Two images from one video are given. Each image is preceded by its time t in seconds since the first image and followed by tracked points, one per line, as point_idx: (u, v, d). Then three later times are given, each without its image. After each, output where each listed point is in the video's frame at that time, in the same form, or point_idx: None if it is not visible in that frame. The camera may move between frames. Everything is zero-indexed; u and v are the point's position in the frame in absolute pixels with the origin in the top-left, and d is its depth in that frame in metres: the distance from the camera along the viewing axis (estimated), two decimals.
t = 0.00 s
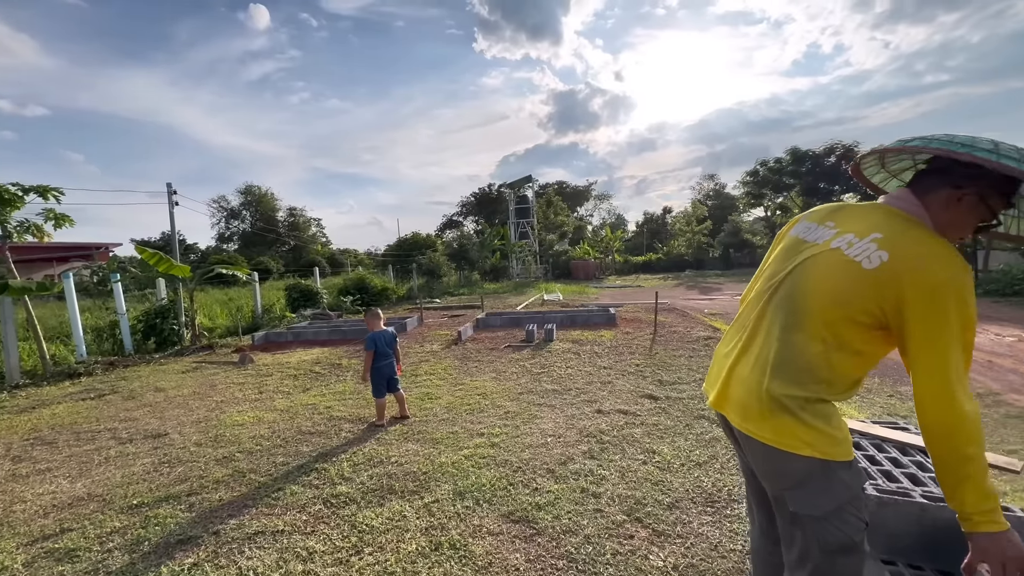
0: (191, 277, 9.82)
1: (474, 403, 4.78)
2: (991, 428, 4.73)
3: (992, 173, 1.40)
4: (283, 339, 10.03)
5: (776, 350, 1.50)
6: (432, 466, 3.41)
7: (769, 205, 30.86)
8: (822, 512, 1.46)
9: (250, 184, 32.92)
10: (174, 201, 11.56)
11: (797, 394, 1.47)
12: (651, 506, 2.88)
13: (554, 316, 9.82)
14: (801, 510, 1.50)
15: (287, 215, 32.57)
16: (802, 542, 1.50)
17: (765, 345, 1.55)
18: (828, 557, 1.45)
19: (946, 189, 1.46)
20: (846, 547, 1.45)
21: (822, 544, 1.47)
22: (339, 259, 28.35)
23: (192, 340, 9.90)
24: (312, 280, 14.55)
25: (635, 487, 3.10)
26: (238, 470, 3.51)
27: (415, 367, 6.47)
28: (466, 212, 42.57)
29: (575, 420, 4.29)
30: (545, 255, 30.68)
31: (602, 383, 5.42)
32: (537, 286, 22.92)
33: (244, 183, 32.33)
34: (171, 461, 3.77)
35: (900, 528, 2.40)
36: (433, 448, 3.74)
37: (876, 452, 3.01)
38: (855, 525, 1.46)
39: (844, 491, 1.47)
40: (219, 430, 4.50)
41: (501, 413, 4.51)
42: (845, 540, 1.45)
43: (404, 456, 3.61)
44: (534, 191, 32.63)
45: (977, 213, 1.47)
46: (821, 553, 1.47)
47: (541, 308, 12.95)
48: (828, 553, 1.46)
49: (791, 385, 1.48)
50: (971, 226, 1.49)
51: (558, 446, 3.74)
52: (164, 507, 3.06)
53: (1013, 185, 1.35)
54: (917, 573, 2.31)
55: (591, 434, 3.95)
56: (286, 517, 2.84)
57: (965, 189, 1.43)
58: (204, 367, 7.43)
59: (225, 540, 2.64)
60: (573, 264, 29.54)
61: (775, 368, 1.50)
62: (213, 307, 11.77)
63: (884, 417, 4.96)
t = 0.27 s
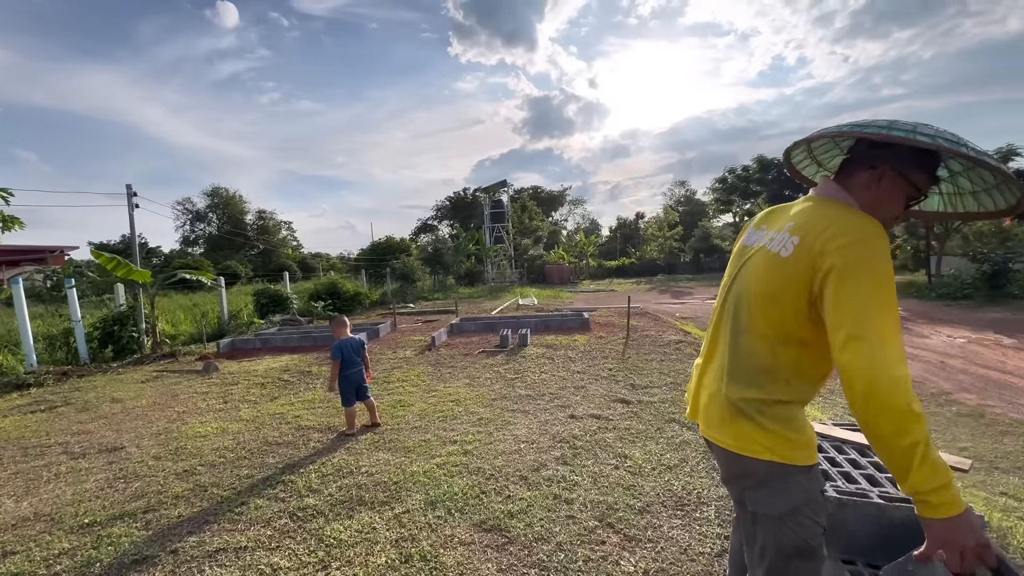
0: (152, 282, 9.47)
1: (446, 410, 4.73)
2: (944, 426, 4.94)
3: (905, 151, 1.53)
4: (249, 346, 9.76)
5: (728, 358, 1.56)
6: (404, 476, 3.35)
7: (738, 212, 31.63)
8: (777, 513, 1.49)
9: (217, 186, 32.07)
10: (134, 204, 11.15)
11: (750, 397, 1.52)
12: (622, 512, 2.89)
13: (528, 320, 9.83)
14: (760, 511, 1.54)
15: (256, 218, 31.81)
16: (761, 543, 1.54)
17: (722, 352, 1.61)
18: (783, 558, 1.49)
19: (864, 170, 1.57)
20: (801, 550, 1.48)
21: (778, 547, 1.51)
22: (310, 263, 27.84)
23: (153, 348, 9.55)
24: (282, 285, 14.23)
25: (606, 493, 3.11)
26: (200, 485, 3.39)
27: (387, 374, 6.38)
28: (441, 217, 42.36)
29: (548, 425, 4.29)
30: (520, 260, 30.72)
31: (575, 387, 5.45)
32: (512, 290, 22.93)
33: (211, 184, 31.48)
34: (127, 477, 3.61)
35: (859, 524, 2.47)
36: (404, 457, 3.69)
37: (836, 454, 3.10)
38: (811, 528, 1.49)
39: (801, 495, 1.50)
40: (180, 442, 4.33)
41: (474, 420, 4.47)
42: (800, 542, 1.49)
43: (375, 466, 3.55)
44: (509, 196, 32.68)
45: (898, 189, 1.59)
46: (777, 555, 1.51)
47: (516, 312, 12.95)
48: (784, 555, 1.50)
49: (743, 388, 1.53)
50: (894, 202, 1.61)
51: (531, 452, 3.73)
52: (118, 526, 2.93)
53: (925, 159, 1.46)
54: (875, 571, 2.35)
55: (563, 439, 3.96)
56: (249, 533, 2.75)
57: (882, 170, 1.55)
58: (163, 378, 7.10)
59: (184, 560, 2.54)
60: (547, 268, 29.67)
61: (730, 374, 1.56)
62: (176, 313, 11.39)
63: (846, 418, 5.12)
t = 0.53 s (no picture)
0: (113, 286, 9.14)
1: (421, 417, 4.68)
2: (903, 424, 5.12)
3: (858, 148, 1.61)
4: (217, 353, 9.51)
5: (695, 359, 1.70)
6: (376, 484, 3.30)
7: (710, 217, 32.28)
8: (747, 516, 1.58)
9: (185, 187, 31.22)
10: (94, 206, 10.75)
11: (711, 393, 1.63)
12: (596, 516, 2.89)
13: (504, 325, 9.82)
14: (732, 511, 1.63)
15: (225, 220, 31.04)
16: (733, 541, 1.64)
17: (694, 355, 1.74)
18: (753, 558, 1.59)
19: (821, 166, 1.65)
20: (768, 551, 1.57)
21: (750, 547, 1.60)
22: (282, 266, 27.31)
23: (113, 355, 9.22)
24: (252, 290, 13.91)
25: (580, 497, 3.11)
26: (161, 499, 3.28)
27: (361, 380, 6.29)
28: (417, 220, 42.09)
29: (523, 430, 4.28)
30: (496, 264, 30.71)
31: (550, 392, 5.46)
32: (489, 294, 22.90)
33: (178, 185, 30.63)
34: (84, 492, 3.46)
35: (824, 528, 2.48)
36: (377, 465, 3.63)
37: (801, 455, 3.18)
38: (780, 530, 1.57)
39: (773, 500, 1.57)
40: (142, 454, 4.18)
41: (449, 426, 4.44)
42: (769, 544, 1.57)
43: (346, 475, 3.48)
44: (486, 200, 32.67)
45: (851, 185, 1.67)
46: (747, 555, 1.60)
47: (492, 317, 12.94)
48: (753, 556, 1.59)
49: (706, 385, 1.65)
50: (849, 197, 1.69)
51: (506, 458, 3.72)
52: (72, 544, 2.81)
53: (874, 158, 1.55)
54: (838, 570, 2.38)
55: (538, 444, 3.96)
56: (214, 547, 2.67)
57: (837, 167, 1.63)
58: (124, 386, 6.86)
59: None
60: (524, 272, 29.73)
61: (701, 373, 1.67)
62: (139, 319, 11.08)
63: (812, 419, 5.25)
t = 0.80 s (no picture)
0: (75, 291, 8.82)
1: (397, 423, 4.62)
2: (868, 423, 5.26)
3: (813, 159, 1.65)
4: (186, 359, 9.25)
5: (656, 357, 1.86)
6: (350, 492, 3.25)
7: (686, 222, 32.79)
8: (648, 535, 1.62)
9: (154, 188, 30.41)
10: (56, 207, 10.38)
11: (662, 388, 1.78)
12: (572, 519, 2.89)
13: (483, 329, 9.79)
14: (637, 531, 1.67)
15: (197, 223, 30.31)
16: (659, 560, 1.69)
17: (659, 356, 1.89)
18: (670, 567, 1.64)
19: (781, 178, 1.69)
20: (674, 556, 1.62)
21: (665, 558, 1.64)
22: (256, 270, 26.78)
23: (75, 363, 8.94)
24: (224, 294, 13.59)
25: (558, 501, 3.11)
26: (125, 511, 3.17)
27: (336, 386, 6.19)
28: (395, 223, 41.76)
29: (500, 434, 4.26)
30: (475, 267, 30.64)
31: (527, 396, 5.46)
32: (468, 298, 22.82)
33: (147, 186, 29.81)
34: (41, 507, 3.31)
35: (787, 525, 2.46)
36: (351, 473, 3.57)
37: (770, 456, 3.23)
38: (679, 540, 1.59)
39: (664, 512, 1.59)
40: (104, 466, 4.03)
41: (425, 431, 4.40)
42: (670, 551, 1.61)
43: (320, 483, 3.42)
44: (464, 203, 32.62)
45: (811, 195, 1.71)
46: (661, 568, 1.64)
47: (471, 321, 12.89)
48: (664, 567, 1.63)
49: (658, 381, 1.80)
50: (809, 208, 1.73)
51: (483, 463, 3.69)
52: (27, 562, 2.69)
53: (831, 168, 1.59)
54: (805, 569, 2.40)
55: (515, 448, 3.95)
56: (180, 561, 2.59)
57: (796, 176, 1.67)
58: (86, 395, 6.62)
59: None
60: (503, 276, 29.73)
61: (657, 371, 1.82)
62: (103, 325, 10.96)
63: (783, 420, 5.36)
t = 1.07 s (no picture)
0: (41, 295, 8.55)
1: (376, 427, 4.58)
2: (840, 422, 5.38)
3: (780, 175, 1.70)
4: (158, 365, 9.03)
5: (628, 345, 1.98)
6: (328, 498, 3.20)
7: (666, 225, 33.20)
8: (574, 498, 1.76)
9: (126, 189, 29.69)
10: (21, 209, 10.06)
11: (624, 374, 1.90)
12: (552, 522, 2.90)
13: (464, 332, 9.77)
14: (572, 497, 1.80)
15: (171, 225, 29.66)
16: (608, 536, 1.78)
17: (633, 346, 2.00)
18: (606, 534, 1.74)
19: (748, 194, 1.75)
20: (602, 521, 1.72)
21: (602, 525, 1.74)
22: (233, 273, 26.30)
23: (40, 370, 8.67)
24: (200, 298, 13.32)
25: (538, 504, 3.11)
26: (92, 522, 3.08)
27: (315, 391, 6.11)
28: (376, 226, 41.45)
29: (481, 438, 4.25)
30: (457, 270, 30.56)
31: (507, 399, 5.46)
32: (449, 301, 22.74)
33: (119, 187, 29.09)
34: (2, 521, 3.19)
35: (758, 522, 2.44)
36: (329, 479, 3.52)
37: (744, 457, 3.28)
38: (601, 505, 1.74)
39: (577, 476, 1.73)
40: (70, 476, 3.90)
41: (405, 436, 4.36)
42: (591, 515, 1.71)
43: (297, 490, 3.36)
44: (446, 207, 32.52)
45: (778, 210, 1.75)
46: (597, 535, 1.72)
47: (452, 324, 12.85)
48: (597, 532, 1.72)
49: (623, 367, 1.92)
50: (776, 222, 1.76)
51: (464, 467, 3.67)
52: None
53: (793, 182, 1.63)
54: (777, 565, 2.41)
55: (496, 451, 3.94)
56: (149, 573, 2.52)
57: (762, 191, 1.72)
58: (53, 403, 6.41)
59: None
60: (485, 279, 29.71)
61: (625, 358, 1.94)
62: (71, 330, 10.67)
63: (759, 420, 5.46)
